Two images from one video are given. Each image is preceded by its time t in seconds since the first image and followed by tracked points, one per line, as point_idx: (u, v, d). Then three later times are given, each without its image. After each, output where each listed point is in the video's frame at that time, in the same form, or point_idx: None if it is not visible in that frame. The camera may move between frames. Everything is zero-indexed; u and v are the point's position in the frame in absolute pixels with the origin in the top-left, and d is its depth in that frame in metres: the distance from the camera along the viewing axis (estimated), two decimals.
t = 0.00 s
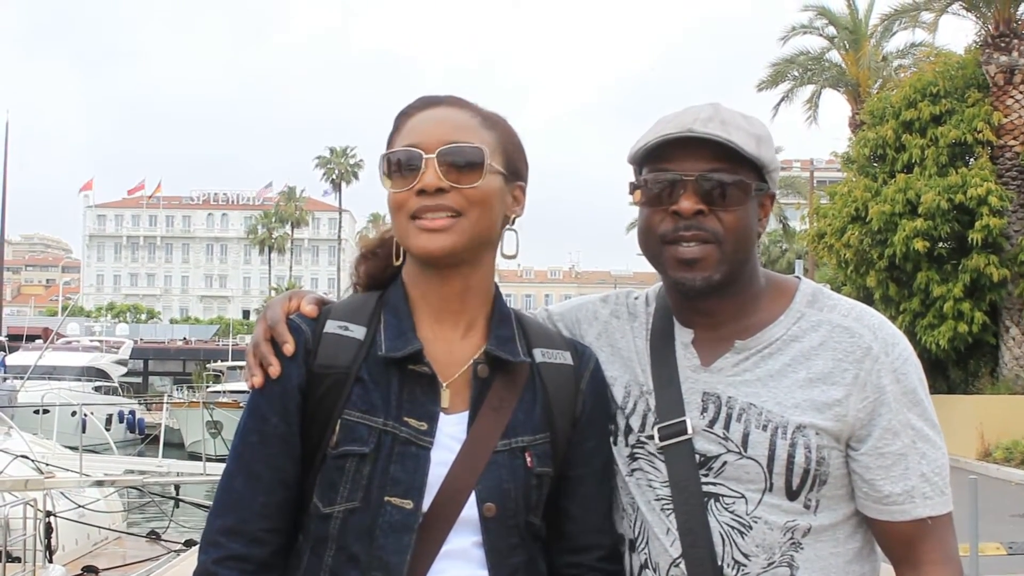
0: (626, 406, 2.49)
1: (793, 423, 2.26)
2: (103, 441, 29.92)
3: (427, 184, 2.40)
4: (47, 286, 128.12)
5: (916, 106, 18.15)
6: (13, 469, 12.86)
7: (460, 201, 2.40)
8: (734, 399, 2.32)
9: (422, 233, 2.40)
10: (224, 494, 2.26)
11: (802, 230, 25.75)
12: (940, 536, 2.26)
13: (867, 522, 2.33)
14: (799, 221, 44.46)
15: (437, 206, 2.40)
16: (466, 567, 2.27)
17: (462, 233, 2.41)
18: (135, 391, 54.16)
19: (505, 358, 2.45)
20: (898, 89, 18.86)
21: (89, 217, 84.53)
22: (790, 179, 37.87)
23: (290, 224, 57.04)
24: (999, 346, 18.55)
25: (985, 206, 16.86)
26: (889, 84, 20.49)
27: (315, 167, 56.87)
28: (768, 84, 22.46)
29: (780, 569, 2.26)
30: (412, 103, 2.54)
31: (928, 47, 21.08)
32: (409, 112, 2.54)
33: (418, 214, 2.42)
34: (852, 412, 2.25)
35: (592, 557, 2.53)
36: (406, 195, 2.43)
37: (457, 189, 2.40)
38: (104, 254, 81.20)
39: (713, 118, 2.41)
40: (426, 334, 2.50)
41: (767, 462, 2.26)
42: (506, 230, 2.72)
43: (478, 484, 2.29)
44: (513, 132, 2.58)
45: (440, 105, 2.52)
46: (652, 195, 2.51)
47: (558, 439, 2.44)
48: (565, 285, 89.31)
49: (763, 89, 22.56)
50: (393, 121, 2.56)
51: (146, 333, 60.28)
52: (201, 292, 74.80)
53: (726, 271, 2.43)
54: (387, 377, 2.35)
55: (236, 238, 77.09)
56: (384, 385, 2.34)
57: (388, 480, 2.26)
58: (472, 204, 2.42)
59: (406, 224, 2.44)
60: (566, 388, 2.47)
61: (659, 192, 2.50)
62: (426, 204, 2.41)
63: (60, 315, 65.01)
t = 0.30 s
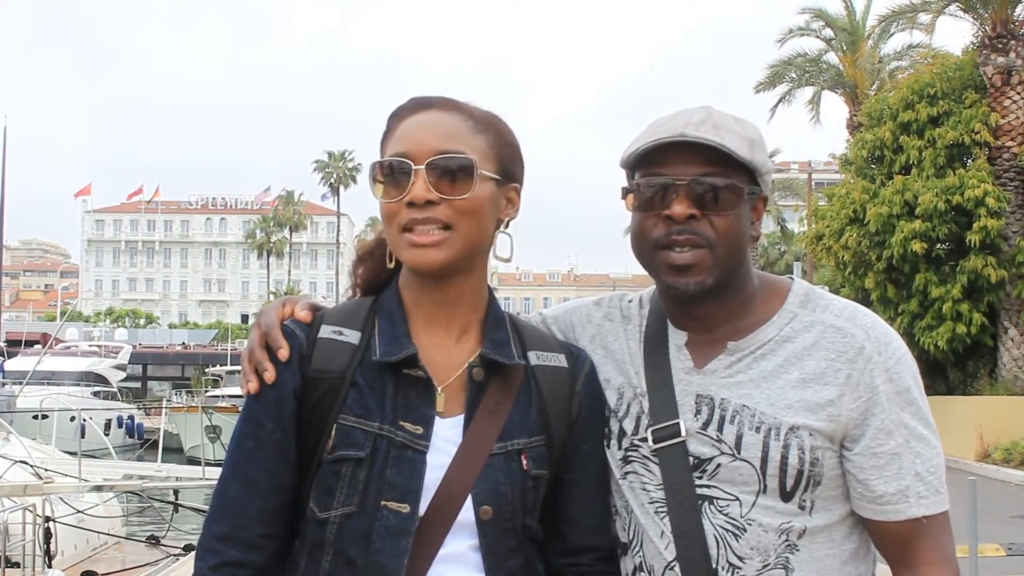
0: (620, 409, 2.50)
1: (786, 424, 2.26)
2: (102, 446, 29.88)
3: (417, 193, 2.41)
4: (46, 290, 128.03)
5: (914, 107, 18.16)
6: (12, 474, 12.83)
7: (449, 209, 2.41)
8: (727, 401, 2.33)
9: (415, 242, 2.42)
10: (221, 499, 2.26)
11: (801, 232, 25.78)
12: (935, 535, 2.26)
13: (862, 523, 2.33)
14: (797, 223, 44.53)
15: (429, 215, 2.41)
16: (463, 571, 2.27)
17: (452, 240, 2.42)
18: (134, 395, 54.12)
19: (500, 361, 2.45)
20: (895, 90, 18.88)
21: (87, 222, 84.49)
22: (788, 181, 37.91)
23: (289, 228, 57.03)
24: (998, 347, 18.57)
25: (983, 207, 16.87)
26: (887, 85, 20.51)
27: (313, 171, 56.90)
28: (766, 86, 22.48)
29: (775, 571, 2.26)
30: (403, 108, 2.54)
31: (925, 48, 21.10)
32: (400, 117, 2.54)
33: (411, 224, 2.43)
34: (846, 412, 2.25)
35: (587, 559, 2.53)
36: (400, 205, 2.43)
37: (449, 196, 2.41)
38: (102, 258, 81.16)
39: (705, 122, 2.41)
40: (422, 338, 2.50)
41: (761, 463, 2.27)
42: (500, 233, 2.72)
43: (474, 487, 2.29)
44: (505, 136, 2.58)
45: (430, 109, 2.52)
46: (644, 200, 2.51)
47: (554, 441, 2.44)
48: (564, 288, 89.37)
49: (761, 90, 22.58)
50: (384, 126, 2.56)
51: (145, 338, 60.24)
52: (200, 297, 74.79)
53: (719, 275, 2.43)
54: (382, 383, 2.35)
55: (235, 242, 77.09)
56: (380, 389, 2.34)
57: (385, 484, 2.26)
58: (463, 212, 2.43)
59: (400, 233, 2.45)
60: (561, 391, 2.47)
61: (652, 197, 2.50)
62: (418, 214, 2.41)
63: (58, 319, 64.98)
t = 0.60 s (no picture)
0: (614, 411, 2.48)
1: (781, 427, 2.26)
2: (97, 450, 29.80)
3: (411, 198, 2.40)
4: (41, 294, 127.89)
5: (909, 109, 18.20)
6: (7, 478, 12.79)
7: (442, 212, 2.40)
8: (722, 403, 2.32)
9: (410, 247, 2.40)
10: (212, 505, 2.24)
11: (796, 234, 25.83)
12: (930, 535, 2.25)
13: (857, 524, 2.32)
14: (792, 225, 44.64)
15: (423, 219, 2.40)
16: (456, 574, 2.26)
17: (446, 244, 2.41)
18: (129, 400, 54.00)
19: (493, 364, 2.44)
20: (889, 92, 18.92)
21: (82, 226, 84.33)
22: (783, 183, 37.99)
23: (284, 232, 56.97)
24: (993, 348, 18.60)
25: (978, 209, 16.89)
26: (881, 88, 20.56)
27: (309, 174, 56.88)
28: (761, 88, 22.53)
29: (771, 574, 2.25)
30: (392, 111, 2.53)
31: (919, 50, 21.15)
32: (390, 120, 2.53)
33: (405, 228, 2.42)
34: (841, 413, 2.25)
35: (580, 561, 2.52)
36: (394, 209, 2.42)
37: (441, 202, 2.40)
38: (98, 263, 81.03)
39: (698, 125, 2.40)
40: (414, 342, 2.49)
41: (755, 466, 2.26)
42: (494, 234, 2.71)
43: (467, 491, 2.28)
44: (495, 137, 2.58)
45: (422, 112, 2.51)
46: (638, 203, 2.51)
47: (547, 444, 2.43)
48: (560, 291, 89.43)
49: (755, 92, 22.63)
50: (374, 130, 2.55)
51: (140, 342, 60.14)
52: (195, 300, 74.73)
53: (714, 279, 2.43)
54: (375, 386, 2.34)
55: (230, 246, 77.00)
56: (373, 393, 2.33)
57: (378, 489, 2.25)
58: (456, 216, 2.42)
59: (393, 237, 2.44)
60: (555, 393, 2.46)
61: (645, 200, 2.50)
62: (411, 219, 2.40)
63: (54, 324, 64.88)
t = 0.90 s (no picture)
0: (614, 412, 2.47)
1: (780, 429, 2.25)
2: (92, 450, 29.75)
3: (414, 200, 2.39)
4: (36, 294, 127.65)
5: (905, 110, 18.23)
6: (3, 477, 12.76)
7: (443, 214, 2.39)
8: (721, 405, 2.31)
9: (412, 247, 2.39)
10: (209, 504, 2.23)
11: (792, 235, 25.88)
12: (928, 538, 2.25)
13: (855, 527, 2.32)
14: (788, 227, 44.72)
15: (425, 223, 2.40)
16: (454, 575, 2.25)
17: (448, 245, 2.41)
18: (124, 400, 53.90)
19: (491, 365, 2.43)
20: (885, 94, 18.96)
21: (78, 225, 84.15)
22: (779, 184, 38.04)
23: (280, 232, 56.90)
24: (989, 349, 18.63)
25: (974, 211, 16.91)
26: (877, 89, 20.60)
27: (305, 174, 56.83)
28: (757, 89, 22.55)
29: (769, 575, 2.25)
30: (390, 110, 2.52)
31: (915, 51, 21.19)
32: (388, 119, 2.51)
33: (406, 232, 2.41)
34: (841, 416, 2.24)
35: (578, 563, 2.51)
36: (396, 209, 2.41)
37: (441, 205, 2.39)
38: (93, 262, 80.88)
39: (699, 125, 2.40)
40: (413, 342, 2.48)
41: (755, 468, 2.25)
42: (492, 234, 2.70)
43: (466, 491, 2.27)
44: (494, 137, 2.57)
45: (418, 113, 2.50)
46: (638, 203, 2.50)
47: (546, 445, 2.43)
48: (556, 292, 89.43)
49: (752, 93, 22.65)
50: (373, 129, 2.53)
51: (135, 342, 60.06)
52: (191, 300, 74.66)
53: (714, 279, 2.42)
54: (374, 387, 2.33)
55: (226, 246, 76.91)
56: (371, 394, 2.32)
57: (375, 490, 2.24)
58: (455, 219, 2.41)
59: (394, 238, 2.43)
60: (554, 394, 2.45)
61: (645, 200, 2.49)
62: (412, 220, 2.40)
63: (49, 323, 64.78)
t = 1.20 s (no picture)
0: (611, 413, 2.47)
1: (778, 431, 2.25)
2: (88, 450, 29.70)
3: (415, 200, 2.39)
4: (32, 293, 127.49)
5: (902, 111, 18.29)
6: None
7: (445, 214, 2.40)
8: (719, 407, 2.31)
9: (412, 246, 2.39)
10: (206, 504, 2.23)
11: (789, 235, 25.91)
12: (925, 540, 2.25)
13: (852, 528, 2.32)
14: (786, 227, 44.74)
15: (425, 221, 2.39)
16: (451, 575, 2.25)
17: (450, 244, 2.41)
18: (121, 399, 53.83)
19: (489, 365, 2.43)
20: (883, 94, 19.00)
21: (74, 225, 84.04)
22: (776, 185, 38.05)
23: (277, 231, 56.83)
24: (985, 350, 18.65)
25: (971, 212, 16.91)
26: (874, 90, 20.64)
27: (303, 173, 56.81)
28: (755, 89, 22.57)
29: None
30: (388, 110, 2.52)
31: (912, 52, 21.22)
32: (386, 119, 2.51)
33: (406, 231, 2.41)
34: (838, 418, 2.24)
35: (575, 563, 2.51)
36: (396, 209, 2.41)
37: (441, 205, 2.39)
38: (90, 261, 80.78)
39: (698, 125, 2.40)
40: (411, 342, 2.48)
41: (752, 470, 2.25)
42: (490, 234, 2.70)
43: (462, 492, 2.27)
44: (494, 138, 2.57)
45: (415, 114, 2.49)
46: (636, 204, 2.50)
47: (543, 446, 2.43)
48: (553, 292, 89.44)
49: (750, 93, 22.66)
50: (371, 129, 2.53)
51: (132, 341, 59.98)
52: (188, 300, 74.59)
53: (712, 279, 2.42)
54: (371, 387, 2.33)
55: (223, 245, 76.84)
56: (369, 395, 2.32)
57: (373, 490, 2.24)
58: (456, 219, 2.42)
59: (393, 237, 2.43)
60: (551, 394, 2.46)
61: (644, 201, 2.49)
62: (412, 220, 2.40)
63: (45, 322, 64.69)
